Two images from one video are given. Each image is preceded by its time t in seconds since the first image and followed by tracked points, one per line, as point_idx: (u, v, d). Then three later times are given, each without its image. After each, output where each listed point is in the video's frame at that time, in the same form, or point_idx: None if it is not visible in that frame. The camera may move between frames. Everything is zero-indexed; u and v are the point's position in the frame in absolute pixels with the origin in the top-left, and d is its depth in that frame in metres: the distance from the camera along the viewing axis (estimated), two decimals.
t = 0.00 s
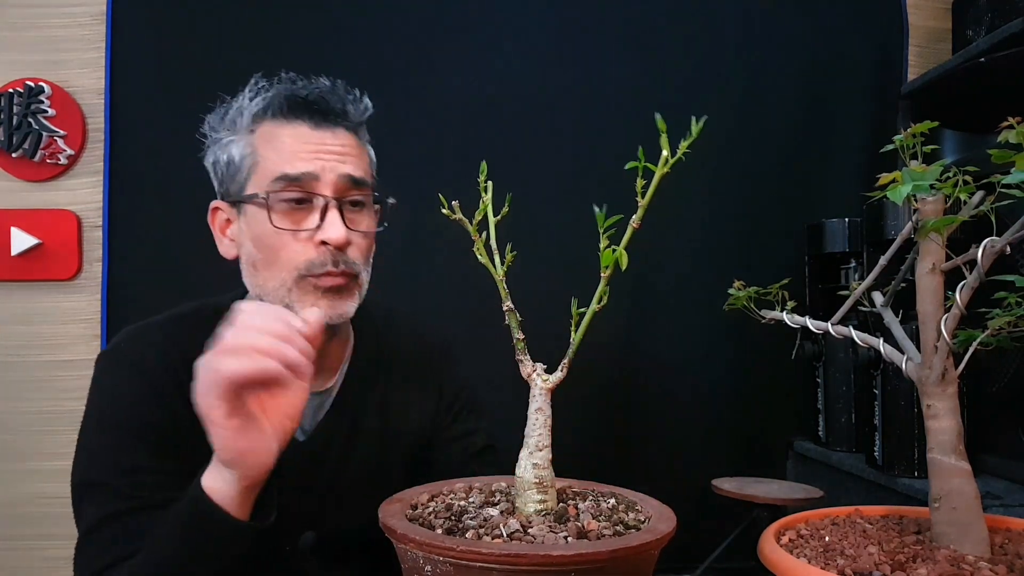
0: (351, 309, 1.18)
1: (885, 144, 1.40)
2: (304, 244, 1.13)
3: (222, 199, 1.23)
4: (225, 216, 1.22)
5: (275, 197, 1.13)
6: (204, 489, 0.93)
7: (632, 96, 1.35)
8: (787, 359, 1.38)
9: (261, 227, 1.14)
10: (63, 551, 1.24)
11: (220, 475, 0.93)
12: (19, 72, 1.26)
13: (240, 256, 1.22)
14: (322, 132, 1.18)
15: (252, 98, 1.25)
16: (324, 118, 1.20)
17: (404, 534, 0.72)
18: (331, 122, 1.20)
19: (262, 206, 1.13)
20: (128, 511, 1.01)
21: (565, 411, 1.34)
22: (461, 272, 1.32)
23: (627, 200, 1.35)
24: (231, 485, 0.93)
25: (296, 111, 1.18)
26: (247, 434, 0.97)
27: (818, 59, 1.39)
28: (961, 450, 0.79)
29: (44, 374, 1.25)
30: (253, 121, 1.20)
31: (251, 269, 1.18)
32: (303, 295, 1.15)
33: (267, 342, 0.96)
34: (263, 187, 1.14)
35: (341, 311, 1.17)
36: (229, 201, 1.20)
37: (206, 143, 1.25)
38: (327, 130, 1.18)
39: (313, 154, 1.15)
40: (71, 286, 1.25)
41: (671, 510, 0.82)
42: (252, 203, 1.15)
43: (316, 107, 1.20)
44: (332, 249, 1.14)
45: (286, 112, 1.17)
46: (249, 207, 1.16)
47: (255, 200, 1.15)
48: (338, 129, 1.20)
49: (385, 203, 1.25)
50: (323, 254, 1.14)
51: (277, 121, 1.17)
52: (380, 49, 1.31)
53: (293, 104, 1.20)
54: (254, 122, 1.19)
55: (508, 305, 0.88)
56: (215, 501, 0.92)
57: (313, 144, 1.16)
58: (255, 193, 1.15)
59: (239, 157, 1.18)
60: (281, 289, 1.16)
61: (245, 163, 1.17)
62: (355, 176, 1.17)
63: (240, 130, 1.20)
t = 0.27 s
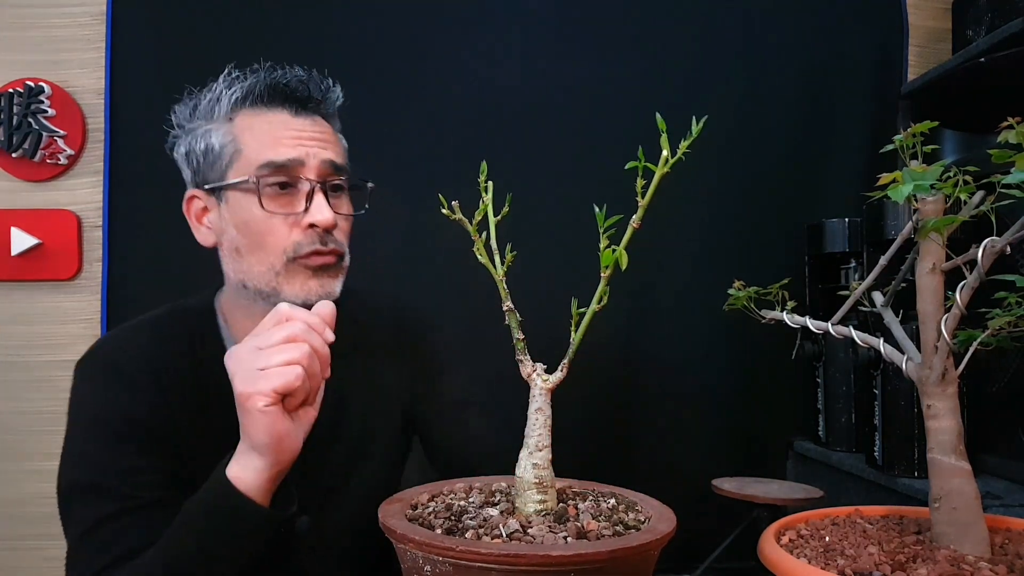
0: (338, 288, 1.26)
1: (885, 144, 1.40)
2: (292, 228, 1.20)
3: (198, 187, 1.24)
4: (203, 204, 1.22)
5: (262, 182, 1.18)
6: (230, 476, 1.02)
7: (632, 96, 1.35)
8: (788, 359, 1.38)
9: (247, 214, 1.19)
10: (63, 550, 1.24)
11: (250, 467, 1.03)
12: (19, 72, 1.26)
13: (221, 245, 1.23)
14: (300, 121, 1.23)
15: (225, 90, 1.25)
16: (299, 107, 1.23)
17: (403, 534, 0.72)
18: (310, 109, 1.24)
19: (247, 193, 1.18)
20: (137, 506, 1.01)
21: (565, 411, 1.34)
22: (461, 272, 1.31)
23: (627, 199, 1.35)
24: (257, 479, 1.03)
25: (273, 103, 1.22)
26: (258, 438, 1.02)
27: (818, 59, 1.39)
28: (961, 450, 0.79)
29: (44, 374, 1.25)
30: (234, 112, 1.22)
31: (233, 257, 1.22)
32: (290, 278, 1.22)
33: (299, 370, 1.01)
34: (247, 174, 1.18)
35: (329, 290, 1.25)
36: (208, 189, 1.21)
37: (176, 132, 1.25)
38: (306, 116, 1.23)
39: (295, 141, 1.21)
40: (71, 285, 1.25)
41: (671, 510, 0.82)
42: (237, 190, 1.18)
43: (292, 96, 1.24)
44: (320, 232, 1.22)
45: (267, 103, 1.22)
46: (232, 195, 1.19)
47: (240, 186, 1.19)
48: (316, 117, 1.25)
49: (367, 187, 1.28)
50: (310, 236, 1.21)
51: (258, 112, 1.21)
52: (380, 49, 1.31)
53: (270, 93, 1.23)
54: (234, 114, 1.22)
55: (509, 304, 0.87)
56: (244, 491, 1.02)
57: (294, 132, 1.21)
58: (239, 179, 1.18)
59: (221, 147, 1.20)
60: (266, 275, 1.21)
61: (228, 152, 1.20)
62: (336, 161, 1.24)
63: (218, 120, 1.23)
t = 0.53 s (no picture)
0: (328, 288, 1.09)
1: (885, 144, 1.40)
2: (289, 224, 1.03)
3: (195, 174, 1.09)
4: (199, 193, 1.07)
5: (264, 173, 1.02)
6: (231, 462, 0.89)
7: (632, 96, 1.35)
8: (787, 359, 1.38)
9: (244, 204, 1.03)
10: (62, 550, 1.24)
11: (250, 453, 0.90)
12: (19, 72, 1.26)
13: (213, 238, 1.07)
14: (306, 120, 1.08)
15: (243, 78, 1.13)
16: (315, 107, 1.10)
17: (403, 534, 0.72)
18: (315, 113, 1.10)
19: (246, 182, 1.02)
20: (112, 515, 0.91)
21: (565, 411, 1.34)
22: (461, 272, 1.31)
23: (627, 200, 1.35)
24: (259, 466, 0.90)
25: (294, 92, 1.08)
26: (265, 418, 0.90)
27: (818, 59, 1.39)
28: (961, 450, 0.79)
29: (44, 374, 1.25)
30: (243, 94, 1.06)
31: (225, 249, 1.05)
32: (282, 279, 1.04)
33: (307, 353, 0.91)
34: (250, 164, 1.03)
35: (321, 291, 1.08)
36: (204, 177, 1.06)
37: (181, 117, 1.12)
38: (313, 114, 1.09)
39: (301, 135, 1.05)
40: (71, 285, 1.25)
41: (671, 510, 0.82)
42: (238, 178, 1.03)
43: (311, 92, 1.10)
44: (319, 228, 1.05)
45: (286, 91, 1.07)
46: (229, 183, 1.03)
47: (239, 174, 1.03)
48: (321, 117, 1.11)
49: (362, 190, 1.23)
50: (307, 233, 1.04)
51: (271, 100, 1.07)
52: (380, 49, 1.31)
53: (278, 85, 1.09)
54: (242, 98, 1.06)
55: (508, 304, 0.87)
56: (242, 477, 0.89)
57: (301, 128, 1.06)
58: (240, 169, 1.03)
59: (224, 137, 1.04)
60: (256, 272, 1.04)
61: (228, 136, 1.04)
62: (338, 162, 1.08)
63: (226, 106, 1.06)
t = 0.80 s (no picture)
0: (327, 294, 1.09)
1: (885, 144, 1.40)
2: (290, 230, 1.03)
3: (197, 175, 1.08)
4: (200, 194, 1.07)
5: (266, 178, 1.02)
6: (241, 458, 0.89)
7: (632, 96, 1.35)
8: (788, 359, 1.38)
9: (245, 207, 1.02)
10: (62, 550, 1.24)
11: (264, 448, 0.90)
12: (20, 72, 1.26)
13: (213, 239, 1.07)
14: (308, 125, 1.08)
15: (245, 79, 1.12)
16: (317, 111, 1.09)
17: (404, 534, 0.72)
18: (318, 119, 1.10)
19: (249, 186, 1.02)
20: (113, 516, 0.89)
21: (565, 411, 1.34)
22: (461, 272, 1.31)
23: (627, 200, 1.35)
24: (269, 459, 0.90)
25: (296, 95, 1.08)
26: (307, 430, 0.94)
27: (819, 59, 1.39)
28: (961, 450, 0.79)
29: (44, 374, 1.25)
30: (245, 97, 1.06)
31: (227, 252, 1.05)
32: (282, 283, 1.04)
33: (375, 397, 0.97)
34: (252, 169, 1.03)
35: (319, 296, 1.08)
36: (205, 177, 1.05)
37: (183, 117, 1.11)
38: (316, 120, 1.09)
39: (303, 142, 1.05)
40: (71, 285, 1.25)
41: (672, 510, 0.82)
42: (240, 182, 1.02)
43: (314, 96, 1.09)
44: (319, 235, 1.04)
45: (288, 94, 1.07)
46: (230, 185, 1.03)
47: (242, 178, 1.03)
48: (323, 124, 1.10)
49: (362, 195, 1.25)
50: (307, 239, 1.04)
51: (274, 104, 1.06)
52: (381, 50, 1.31)
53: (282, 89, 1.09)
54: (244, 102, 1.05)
55: (508, 304, 0.87)
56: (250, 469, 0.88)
57: (303, 134, 1.06)
58: (243, 172, 1.03)
59: (227, 140, 1.04)
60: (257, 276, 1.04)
61: (230, 140, 1.04)
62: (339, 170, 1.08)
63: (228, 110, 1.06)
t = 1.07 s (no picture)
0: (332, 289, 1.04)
1: (885, 144, 1.40)
2: (283, 229, 0.99)
3: (183, 187, 1.03)
4: (188, 205, 1.02)
5: (251, 180, 0.97)
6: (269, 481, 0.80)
7: (632, 96, 1.35)
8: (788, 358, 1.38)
9: (235, 211, 0.98)
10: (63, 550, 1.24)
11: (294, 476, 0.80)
12: (20, 72, 1.26)
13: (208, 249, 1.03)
14: (288, 118, 1.02)
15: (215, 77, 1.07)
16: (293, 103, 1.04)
17: (406, 535, 0.72)
18: (294, 111, 1.04)
19: (234, 190, 0.97)
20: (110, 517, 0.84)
21: (565, 411, 1.34)
22: (461, 272, 1.31)
23: (627, 200, 1.35)
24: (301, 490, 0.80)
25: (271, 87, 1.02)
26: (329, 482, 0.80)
27: (819, 59, 1.39)
28: (961, 450, 0.79)
29: (44, 374, 1.25)
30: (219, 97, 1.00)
31: (220, 259, 1.00)
32: (282, 282, 0.98)
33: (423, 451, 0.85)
34: (235, 172, 0.98)
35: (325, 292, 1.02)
36: (192, 188, 1.01)
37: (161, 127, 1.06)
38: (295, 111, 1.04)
39: (283, 135, 1.00)
40: (70, 285, 1.25)
41: (670, 510, 0.82)
42: (225, 188, 0.98)
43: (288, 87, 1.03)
44: (314, 229, 1.00)
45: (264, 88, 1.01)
46: (217, 192, 0.98)
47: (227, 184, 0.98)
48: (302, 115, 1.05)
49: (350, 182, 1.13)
50: (302, 235, 0.99)
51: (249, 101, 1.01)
52: (381, 50, 1.31)
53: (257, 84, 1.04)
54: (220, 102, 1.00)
55: (507, 304, 0.86)
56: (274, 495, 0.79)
57: (283, 127, 1.00)
58: (227, 178, 0.98)
59: (207, 146, 1.00)
60: (255, 279, 0.98)
61: (210, 145, 0.99)
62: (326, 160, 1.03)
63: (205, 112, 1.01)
